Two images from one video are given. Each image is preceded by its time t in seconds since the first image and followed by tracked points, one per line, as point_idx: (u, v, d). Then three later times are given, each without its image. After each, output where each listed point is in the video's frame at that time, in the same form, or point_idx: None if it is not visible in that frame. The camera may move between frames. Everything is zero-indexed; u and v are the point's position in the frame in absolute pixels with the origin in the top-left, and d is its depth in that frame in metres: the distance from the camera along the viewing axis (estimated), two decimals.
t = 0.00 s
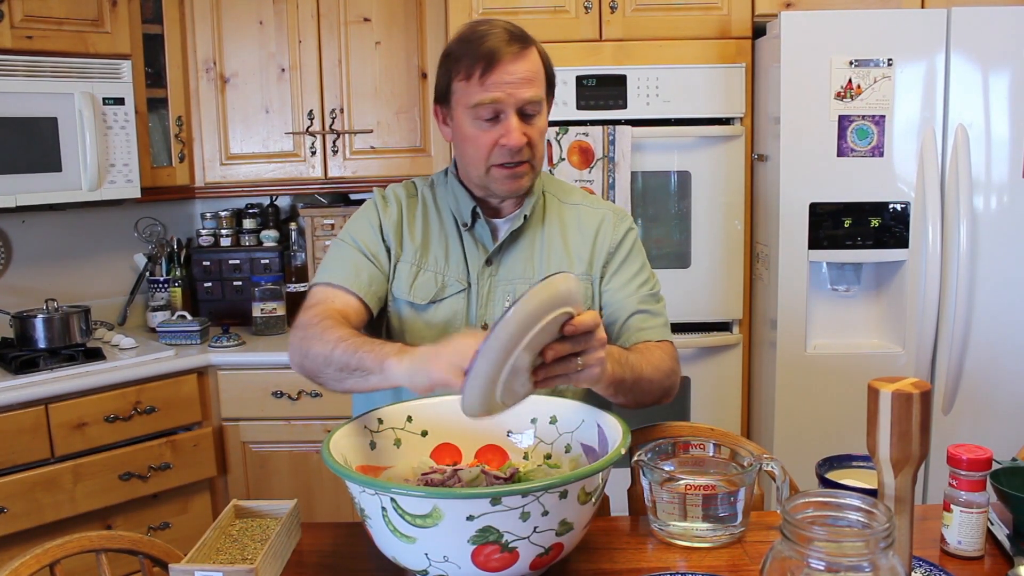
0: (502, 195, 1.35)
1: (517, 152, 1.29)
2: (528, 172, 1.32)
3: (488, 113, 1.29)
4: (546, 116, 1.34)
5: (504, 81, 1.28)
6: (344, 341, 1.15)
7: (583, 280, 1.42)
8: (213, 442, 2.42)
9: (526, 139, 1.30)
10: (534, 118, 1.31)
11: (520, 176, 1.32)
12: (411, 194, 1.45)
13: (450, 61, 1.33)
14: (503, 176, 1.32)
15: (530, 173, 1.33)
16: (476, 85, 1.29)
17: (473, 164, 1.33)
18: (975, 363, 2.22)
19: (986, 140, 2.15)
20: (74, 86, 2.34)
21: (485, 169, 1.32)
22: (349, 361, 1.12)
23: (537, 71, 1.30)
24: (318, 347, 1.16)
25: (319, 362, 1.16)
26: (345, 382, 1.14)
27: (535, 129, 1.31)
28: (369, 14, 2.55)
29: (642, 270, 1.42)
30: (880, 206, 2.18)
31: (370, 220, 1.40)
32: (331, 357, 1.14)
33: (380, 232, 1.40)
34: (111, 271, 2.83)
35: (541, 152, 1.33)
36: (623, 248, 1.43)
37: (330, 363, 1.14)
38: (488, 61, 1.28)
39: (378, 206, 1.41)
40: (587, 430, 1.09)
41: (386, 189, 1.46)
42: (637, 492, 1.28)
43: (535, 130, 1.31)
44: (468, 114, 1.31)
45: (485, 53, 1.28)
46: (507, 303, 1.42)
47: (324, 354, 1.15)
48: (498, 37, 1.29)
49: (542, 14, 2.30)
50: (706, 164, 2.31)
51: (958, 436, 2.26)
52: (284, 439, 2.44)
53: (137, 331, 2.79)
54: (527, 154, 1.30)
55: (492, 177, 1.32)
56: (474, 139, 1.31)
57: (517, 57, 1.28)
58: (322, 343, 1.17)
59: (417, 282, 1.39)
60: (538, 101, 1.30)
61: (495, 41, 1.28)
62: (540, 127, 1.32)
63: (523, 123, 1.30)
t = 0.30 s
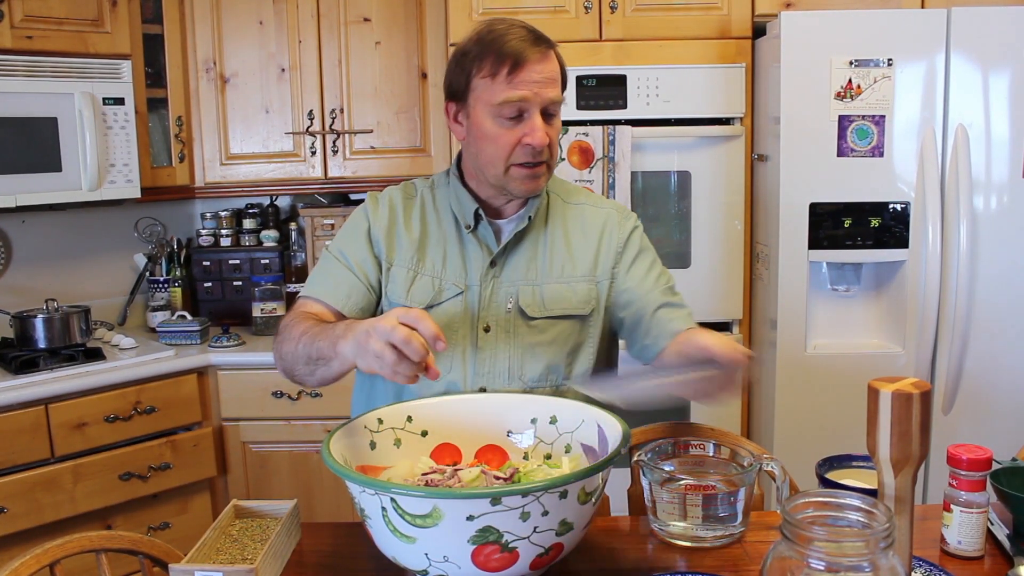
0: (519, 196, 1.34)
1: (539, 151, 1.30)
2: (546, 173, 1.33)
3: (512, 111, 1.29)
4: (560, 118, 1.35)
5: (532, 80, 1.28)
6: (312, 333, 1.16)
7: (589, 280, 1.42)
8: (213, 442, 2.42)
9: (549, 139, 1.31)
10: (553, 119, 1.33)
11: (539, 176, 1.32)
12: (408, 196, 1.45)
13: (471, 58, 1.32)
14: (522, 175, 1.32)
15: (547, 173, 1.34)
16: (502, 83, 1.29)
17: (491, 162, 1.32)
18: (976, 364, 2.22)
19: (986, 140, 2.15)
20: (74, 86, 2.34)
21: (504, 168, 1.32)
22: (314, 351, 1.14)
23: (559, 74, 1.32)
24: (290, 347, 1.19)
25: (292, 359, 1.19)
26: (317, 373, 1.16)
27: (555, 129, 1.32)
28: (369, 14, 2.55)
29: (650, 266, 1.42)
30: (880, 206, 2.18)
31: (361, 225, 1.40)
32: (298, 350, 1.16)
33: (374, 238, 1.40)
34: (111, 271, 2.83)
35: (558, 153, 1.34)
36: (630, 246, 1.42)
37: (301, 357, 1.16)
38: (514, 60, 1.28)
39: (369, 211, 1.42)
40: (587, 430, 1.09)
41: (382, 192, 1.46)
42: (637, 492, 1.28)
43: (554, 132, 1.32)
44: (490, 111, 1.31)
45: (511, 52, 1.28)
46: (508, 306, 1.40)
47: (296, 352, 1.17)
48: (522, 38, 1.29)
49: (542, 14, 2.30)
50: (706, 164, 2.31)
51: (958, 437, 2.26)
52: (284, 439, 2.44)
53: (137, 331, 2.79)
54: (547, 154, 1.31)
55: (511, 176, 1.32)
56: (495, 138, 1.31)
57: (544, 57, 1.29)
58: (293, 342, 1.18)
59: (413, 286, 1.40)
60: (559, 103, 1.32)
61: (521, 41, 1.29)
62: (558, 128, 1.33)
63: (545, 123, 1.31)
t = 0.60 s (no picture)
0: (539, 194, 1.34)
1: (559, 149, 1.29)
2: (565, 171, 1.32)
3: (531, 108, 1.29)
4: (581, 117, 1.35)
5: (552, 77, 1.28)
6: (358, 330, 1.08)
7: (607, 282, 1.41)
8: (213, 442, 2.42)
9: (569, 138, 1.30)
10: (573, 117, 1.32)
11: (559, 173, 1.31)
12: (425, 196, 1.45)
13: (490, 56, 1.33)
14: (541, 172, 1.31)
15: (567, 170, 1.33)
16: (521, 80, 1.29)
17: (510, 160, 1.32)
18: (976, 363, 2.22)
19: (986, 140, 2.15)
20: (74, 86, 2.34)
21: (523, 165, 1.31)
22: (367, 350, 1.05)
23: (579, 73, 1.32)
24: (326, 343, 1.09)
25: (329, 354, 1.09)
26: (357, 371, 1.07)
27: (575, 128, 1.32)
28: (369, 14, 2.55)
29: (670, 263, 1.41)
30: (880, 206, 2.19)
31: (382, 225, 1.39)
32: (346, 350, 1.07)
33: (395, 235, 1.39)
34: (112, 271, 2.83)
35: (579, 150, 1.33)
36: (647, 245, 1.42)
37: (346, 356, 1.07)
38: (534, 57, 1.28)
39: (392, 207, 1.41)
40: (587, 430, 1.09)
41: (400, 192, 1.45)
42: (637, 492, 1.28)
43: (574, 130, 1.32)
44: (509, 109, 1.31)
45: (531, 49, 1.28)
46: (524, 308, 1.41)
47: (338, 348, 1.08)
48: (541, 36, 1.30)
49: (541, 14, 2.30)
50: (706, 164, 2.31)
51: (958, 437, 2.26)
52: (284, 438, 2.44)
53: (136, 331, 2.79)
54: (568, 152, 1.30)
55: (530, 173, 1.32)
56: (514, 135, 1.31)
57: (564, 55, 1.29)
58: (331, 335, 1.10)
59: (432, 288, 1.39)
60: (580, 101, 1.31)
61: (539, 39, 1.29)
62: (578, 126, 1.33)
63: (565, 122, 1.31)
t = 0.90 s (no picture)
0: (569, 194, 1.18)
1: (589, 148, 1.13)
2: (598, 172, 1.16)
3: (559, 105, 1.12)
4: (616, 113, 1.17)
5: (579, 72, 1.11)
6: (528, 350, 0.83)
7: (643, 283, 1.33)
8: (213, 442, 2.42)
9: (600, 135, 1.13)
10: (607, 115, 1.14)
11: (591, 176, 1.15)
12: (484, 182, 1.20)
13: (519, 53, 1.16)
14: (572, 171, 1.15)
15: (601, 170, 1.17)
16: (545, 76, 1.12)
17: (539, 159, 1.16)
18: (975, 363, 2.22)
19: (986, 140, 2.15)
20: (74, 86, 2.34)
21: (552, 165, 1.15)
22: (518, 402, 0.79)
23: (613, 69, 1.14)
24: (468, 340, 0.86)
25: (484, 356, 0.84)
26: (497, 388, 0.81)
27: (607, 125, 1.14)
28: (369, 14, 2.55)
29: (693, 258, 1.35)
30: (880, 206, 2.19)
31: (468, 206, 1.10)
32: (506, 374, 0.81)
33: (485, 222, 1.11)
34: (112, 271, 2.83)
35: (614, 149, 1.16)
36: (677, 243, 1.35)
37: (502, 377, 0.80)
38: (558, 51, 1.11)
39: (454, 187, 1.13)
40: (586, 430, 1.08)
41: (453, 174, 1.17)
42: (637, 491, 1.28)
43: (608, 128, 1.15)
44: (535, 107, 1.14)
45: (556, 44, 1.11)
46: (569, 313, 1.28)
47: (489, 354, 0.83)
48: (567, 31, 1.13)
49: (541, 14, 2.30)
50: (706, 164, 2.31)
51: (958, 436, 2.26)
52: (284, 439, 2.43)
53: (136, 331, 2.79)
54: (601, 152, 1.14)
55: (560, 173, 1.16)
56: (541, 135, 1.14)
57: (592, 49, 1.12)
58: (484, 326, 0.85)
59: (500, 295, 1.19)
60: (611, 97, 1.13)
61: (566, 33, 1.12)
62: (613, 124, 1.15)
63: (596, 119, 1.13)
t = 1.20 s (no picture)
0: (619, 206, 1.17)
1: (646, 161, 1.12)
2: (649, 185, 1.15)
3: (619, 114, 1.10)
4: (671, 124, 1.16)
5: (644, 83, 1.09)
6: (564, 397, 0.83)
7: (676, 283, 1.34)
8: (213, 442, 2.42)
9: (657, 149, 1.12)
10: (664, 127, 1.13)
11: (643, 189, 1.14)
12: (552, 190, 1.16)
13: (580, 57, 1.13)
14: (626, 184, 1.14)
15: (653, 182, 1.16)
16: (609, 84, 1.09)
17: (593, 167, 1.15)
18: (975, 363, 2.22)
19: (986, 140, 2.15)
20: (74, 85, 2.34)
21: (607, 175, 1.14)
22: (537, 451, 0.81)
23: (673, 80, 1.12)
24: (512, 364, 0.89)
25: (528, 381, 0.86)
26: (527, 426, 0.83)
27: (665, 138, 1.13)
28: (369, 14, 2.55)
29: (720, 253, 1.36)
30: (880, 206, 2.19)
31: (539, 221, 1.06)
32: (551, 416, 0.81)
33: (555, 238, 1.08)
34: (111, 271, 2.83)
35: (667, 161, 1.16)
36: (703, 241, 1.36)
37: (533, 420, 0.82)
38: (625, 59, 1.08)
39: (509, 189, 1.11)
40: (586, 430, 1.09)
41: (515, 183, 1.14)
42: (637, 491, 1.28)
43: (664, 140, 1.14)
44: (594, 112, 1.12)
45: (623, 52, 1.09)
46: (607, 318, 1.31)
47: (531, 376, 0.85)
48: (633, 39, 1.10)
49: (541, 14, 2.30)
50: (706, 164, 2.31)
51: (958, 436, 2.26)
52: (284, 438, 2.43)
53: (136, 331, 2.79)
54: (656, 164, 1.13)
55: (613, 184, 1.14)
56: (597, 142, 1.12)
57: (658, 60, 1.09)
58: (528, 355, 0.87)
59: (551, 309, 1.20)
60: (672, 109, 1.12)
61: (632, 41, 1.09)
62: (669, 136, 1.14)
63: (654, 131, 1.12)
